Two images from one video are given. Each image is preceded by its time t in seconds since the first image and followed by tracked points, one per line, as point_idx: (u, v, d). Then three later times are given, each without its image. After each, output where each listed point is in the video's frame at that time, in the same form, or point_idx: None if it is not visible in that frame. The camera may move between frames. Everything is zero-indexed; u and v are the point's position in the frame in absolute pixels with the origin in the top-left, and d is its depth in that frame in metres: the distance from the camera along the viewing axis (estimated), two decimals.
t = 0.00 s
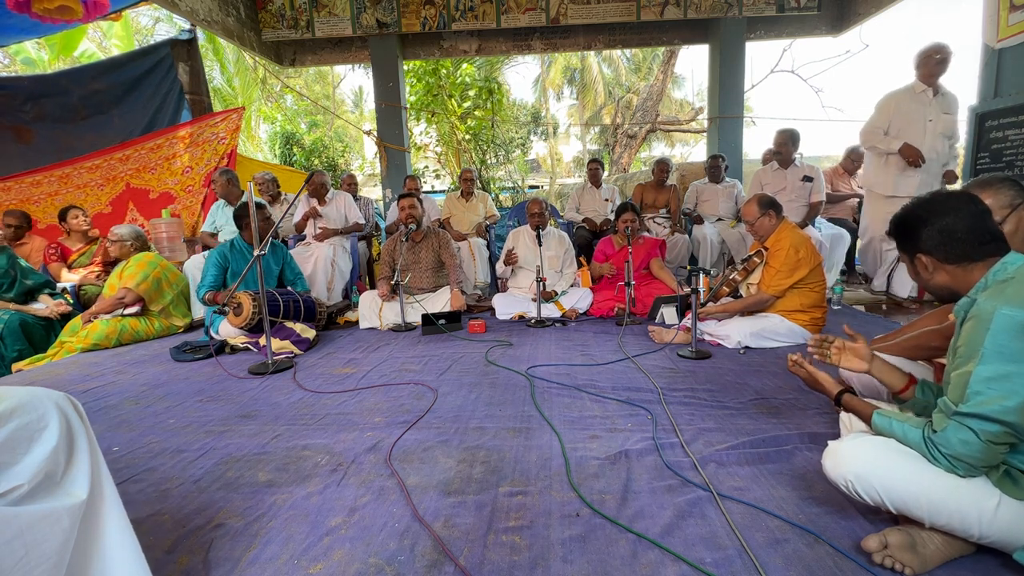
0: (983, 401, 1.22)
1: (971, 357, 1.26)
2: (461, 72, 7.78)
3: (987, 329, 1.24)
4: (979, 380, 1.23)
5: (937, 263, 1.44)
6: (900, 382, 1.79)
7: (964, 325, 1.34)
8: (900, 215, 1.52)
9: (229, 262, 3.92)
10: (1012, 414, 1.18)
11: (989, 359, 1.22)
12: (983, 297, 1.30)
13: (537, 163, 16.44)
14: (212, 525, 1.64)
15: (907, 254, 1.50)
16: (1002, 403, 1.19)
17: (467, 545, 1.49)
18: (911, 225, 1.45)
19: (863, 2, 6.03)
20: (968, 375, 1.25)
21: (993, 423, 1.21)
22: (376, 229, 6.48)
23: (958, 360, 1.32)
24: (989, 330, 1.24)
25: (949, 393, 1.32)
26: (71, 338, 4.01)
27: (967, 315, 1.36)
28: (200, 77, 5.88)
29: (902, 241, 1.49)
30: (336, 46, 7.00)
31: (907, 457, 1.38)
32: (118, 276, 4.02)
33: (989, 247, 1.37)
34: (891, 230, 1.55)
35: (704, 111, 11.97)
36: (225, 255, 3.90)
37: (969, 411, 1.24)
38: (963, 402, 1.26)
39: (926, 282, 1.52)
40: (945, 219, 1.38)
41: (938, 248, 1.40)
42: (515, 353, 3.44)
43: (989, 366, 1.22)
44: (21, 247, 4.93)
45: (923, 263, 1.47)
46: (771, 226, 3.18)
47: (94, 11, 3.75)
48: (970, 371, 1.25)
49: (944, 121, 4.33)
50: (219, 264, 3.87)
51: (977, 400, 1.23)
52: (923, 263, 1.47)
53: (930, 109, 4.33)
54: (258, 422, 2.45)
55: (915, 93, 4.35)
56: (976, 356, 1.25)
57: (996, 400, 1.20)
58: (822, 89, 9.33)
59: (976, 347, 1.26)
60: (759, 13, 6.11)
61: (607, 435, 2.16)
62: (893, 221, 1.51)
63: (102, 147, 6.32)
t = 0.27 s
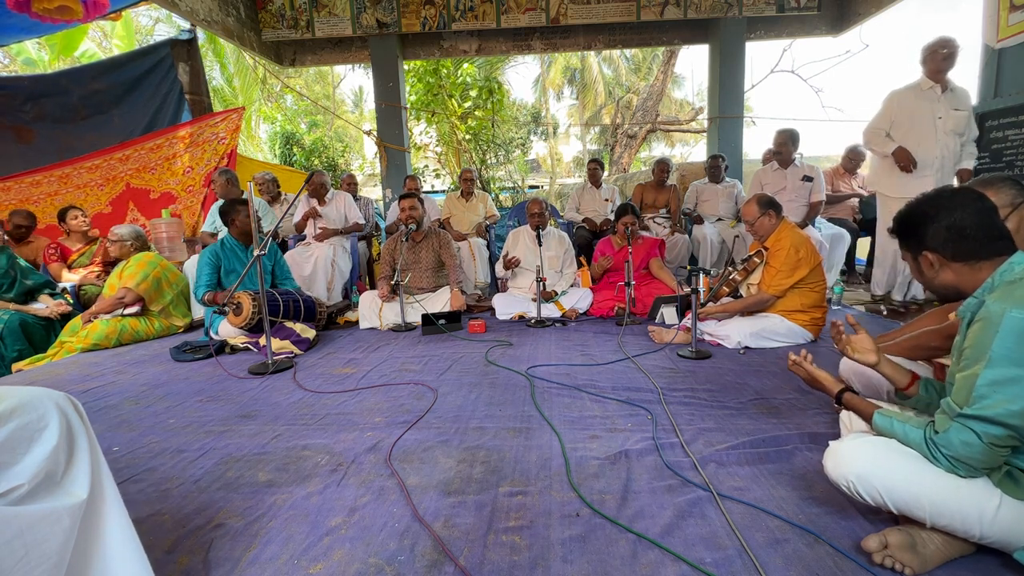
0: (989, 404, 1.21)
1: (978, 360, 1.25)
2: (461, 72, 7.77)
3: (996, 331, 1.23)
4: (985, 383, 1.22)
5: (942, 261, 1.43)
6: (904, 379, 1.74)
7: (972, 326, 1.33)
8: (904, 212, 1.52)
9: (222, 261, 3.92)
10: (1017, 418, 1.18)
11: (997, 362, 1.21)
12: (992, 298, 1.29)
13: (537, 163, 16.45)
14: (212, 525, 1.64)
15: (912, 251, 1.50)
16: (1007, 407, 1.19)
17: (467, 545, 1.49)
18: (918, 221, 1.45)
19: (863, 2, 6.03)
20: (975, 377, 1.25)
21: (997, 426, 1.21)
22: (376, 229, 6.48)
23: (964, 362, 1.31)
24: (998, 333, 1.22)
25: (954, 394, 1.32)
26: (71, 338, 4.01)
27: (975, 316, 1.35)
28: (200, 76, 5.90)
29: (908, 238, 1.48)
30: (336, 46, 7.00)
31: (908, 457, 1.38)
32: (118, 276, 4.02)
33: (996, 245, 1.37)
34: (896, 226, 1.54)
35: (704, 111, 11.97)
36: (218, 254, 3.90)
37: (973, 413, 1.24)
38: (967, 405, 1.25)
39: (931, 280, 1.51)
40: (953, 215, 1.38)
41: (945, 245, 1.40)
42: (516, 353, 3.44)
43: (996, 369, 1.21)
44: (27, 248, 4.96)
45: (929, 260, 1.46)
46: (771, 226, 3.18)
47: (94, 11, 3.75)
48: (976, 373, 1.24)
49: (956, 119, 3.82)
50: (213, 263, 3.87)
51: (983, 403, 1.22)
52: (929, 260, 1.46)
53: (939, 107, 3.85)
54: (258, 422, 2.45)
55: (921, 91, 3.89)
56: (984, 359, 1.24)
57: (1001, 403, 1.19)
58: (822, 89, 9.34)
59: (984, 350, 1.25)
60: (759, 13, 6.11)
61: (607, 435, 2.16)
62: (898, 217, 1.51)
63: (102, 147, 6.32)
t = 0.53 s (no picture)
0: (993, 407, 1.20)
1: (983, 361, 1.24)
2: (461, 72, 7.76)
3: (1001, 333, 1.21)
4: (989, 386, 1.21)
5: (947, 261, 1.43)
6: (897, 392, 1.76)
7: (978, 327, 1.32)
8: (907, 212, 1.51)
9: (216, 259, 3.92)
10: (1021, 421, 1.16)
11: (1002, 365, 1.20)
12: (999, 299, 1.27)
13: (537, 163, 16.44)
14: (212, 525, 1.64)
15: (915, 251, 1.50)
16: (1011, 410, 1.17)
17: (467, 545, 1.49)
18: (921, 221, 1.45)
19: (863, 2, 6.03)
20: (979, 379, 1.23)
21: (1000, 429, 1.20)
22: (376, 229, 6.48)
23: (969, 363, 1.29)
24: (1003, 335, 1.20)
25: (958, 396, 1.31)
26: (71, 338, 4.01)
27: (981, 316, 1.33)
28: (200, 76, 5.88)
29: (911, 238, 1.48)
30: (337, 46, 7.00)
31: (908, 458, 1.38)
32: (118, 276, 4.02)
33: (1003, 245, 1.36)
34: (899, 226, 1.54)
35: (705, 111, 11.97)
36: (212, 253, 3.90)
37: (977, 415, 1.23)
38: (971, 407, 1.24)
39: (936, 280, 1.51)
40: (957, 216, 1.38)
41: (949, 245, 1.40)
42: (516, 353, 3.44)
43: (1001, 372, 1.19)
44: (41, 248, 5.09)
45: (934, 261, 1.46)
46: (771, 227, 3.18)
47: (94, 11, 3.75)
48: (980, 376, 1.23)
49: (962, 113, 3.88)
50: (207, 262, 3.87)
51: (987, 406, 1.21)
52: (933, 260, 1.46)
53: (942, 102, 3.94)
54: (258, 422, 2.45)
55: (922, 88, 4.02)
56: (989, 361, 1.23)
57: (1005, 406, 1.18)
58: (822, 89, 9.34)
59: (989, 352, 1.23)
60: (759, 13, 6.11)
61: (607, 435, 2.16)
62: (900, 217, 1.51)
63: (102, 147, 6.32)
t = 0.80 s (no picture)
0: (995, 408, 1.20)
1: (987, 363, 1.23)
2: (461, 72, 7.76)
3: (1006, 334, 1.20)
4: (993, 387, 1.20)
5: (951, 259, 1.43)
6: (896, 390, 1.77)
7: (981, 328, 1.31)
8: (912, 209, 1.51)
9: (215, 259, 3.92)
10: None
11: (1006, 366, 1.19)
12: (1004, 300, 1.26)
13: (537, 163, 16.45)
14: (212, 525, 1.64)
15: (919, 249, 1.50)
16: (1015, 411, 1.17)
17: (467, 545, 1.49)
18: (925, 219, 1.45)
19: (863, 2, 6.03)
20: (983, 380, 1.23)
21: (1002, 430, 1.20)
22: (376, 229, 6.48)
23: (972, 363, 1.29)
24: (1007, 336, 1.20)
25: (960, 397, 1.30)
26: (71, 338, 4.01)
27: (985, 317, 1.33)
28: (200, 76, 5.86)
29: (916, 235, 1.48)
30: (336, 46, 7.00)
31: (908, 458, 1.38)
32: (118, 276, 4.02)
33: (1008, 245, 1.36)
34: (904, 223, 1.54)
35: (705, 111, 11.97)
36: (211, 253, 3.90)
37: (979, 417, 1.22)
38: (974, 408, 1.24)
39: (939, 278, 1.51)
40: (964, 214, 1.37)
41: (953, 243, 1.40)
42: (515, 353, 3.44)
43: (1004, 373, 1.19)
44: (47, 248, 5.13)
45: (937, 259, 1.46)
46: (771, 227, 3.18)
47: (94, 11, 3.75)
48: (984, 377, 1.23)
49: (970, 105, 3.64)
50: (207, 262, 3.87)
51: (990, 407, 1.21)
52: (936, 258, 1.46)
53: (950, 94, 3.68)
54: (258, 422, 2.45)
55: (926, 80, 3.74)
56: (993, 362, 1.22)
57: (1008, 408, 1.18)
58: (822, 89, 9.34)
59: (993, 353, 1.22)
60: (759, 13, 6.11)
61: (607, 435, 2.16)
62: (905, 214, 1.51)
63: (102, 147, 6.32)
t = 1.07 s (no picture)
0: (998, 410, 1.20)
1: (991, 365, 1.23)
2: (461, 72, 7.76)
3: (1011, 336, 1.20)
4: (996, 389, 1.20)
5: (955, 259, 1.43)
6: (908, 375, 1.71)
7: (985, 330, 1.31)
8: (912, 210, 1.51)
9: (216, 260, 3.92)
10: None
11: (1011, 368, 1.19)
12: (1009, 301, 1.26)
13: (537, 163, 16.45)
14: (212, 525, 1.64)
15: (921, 250, 1.49)
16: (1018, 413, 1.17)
17: (467, 545, 1.49)
18: (928, 219, 1.44)
19: (863, 2, 6.03)
20: (987, 382, 1.23)
21: (1004, 432, 1.20)
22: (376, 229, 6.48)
23: (976, 365, 1.28)
24: (1013, 338, 1.20)
25: (962, 398, 1.30)
26: (71, 338, 4.01)
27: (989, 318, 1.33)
28: (200, 76, 5.88)
29: (918, 236, 1.47)
30: (336, 46, 7.00)
31: (908, 459, 1.38)
32: (118, 277, 4.02)
33: (1012, 244, 1.36)
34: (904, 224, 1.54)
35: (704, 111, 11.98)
36: (213, 254, 3.90)
37: (983, 418, 1.22)
38: (977, 410, 1.24)
39: (941, 279, 1.51)
40: (968, 213, 1.37)
41: (958, 242, 1.40)
42: (515, 353, 3.44)
43: (1008, 376, 1.19)
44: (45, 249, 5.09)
45: (940, 260, 1.46)
46: (771, 227, 3.18)
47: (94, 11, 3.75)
48: (988, 379, 1.22)
49: (989, 102, 3.52)
50: (207, 262, 3.87)
51: (993, 409, 1.21)
52: (939, 259, 1.46)
53: (968, 90, 3.57)
54: (258, 422, 2.45)
55: (943, 75, 3.64)
56: (997, 364, 1.22)
57: (1011, 410, 1.18)
58: (822, 89, 9.35)
59: (997, 355, 1.22)
60: (759, 13, 6.11)
61: (607, 435, 2.16)
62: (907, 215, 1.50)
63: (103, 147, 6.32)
